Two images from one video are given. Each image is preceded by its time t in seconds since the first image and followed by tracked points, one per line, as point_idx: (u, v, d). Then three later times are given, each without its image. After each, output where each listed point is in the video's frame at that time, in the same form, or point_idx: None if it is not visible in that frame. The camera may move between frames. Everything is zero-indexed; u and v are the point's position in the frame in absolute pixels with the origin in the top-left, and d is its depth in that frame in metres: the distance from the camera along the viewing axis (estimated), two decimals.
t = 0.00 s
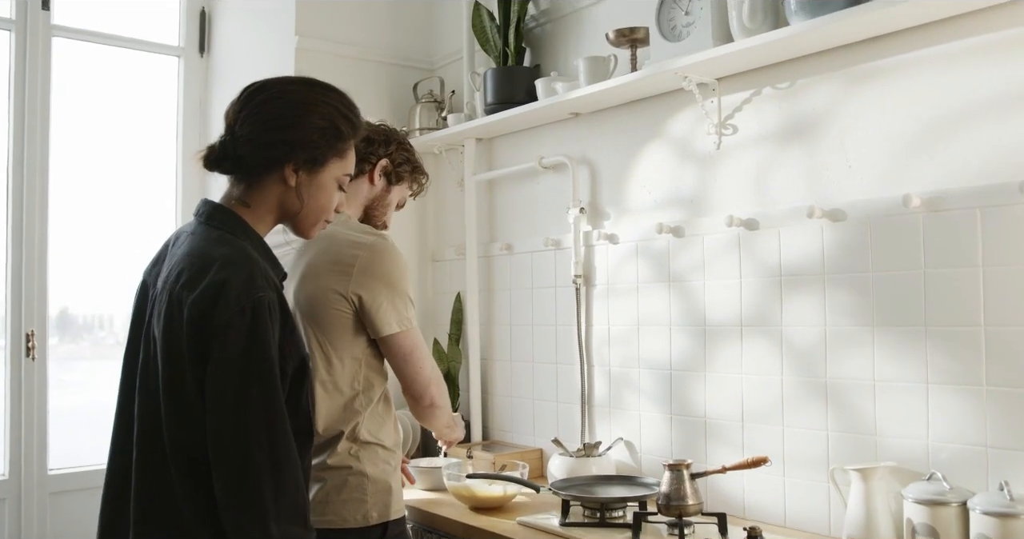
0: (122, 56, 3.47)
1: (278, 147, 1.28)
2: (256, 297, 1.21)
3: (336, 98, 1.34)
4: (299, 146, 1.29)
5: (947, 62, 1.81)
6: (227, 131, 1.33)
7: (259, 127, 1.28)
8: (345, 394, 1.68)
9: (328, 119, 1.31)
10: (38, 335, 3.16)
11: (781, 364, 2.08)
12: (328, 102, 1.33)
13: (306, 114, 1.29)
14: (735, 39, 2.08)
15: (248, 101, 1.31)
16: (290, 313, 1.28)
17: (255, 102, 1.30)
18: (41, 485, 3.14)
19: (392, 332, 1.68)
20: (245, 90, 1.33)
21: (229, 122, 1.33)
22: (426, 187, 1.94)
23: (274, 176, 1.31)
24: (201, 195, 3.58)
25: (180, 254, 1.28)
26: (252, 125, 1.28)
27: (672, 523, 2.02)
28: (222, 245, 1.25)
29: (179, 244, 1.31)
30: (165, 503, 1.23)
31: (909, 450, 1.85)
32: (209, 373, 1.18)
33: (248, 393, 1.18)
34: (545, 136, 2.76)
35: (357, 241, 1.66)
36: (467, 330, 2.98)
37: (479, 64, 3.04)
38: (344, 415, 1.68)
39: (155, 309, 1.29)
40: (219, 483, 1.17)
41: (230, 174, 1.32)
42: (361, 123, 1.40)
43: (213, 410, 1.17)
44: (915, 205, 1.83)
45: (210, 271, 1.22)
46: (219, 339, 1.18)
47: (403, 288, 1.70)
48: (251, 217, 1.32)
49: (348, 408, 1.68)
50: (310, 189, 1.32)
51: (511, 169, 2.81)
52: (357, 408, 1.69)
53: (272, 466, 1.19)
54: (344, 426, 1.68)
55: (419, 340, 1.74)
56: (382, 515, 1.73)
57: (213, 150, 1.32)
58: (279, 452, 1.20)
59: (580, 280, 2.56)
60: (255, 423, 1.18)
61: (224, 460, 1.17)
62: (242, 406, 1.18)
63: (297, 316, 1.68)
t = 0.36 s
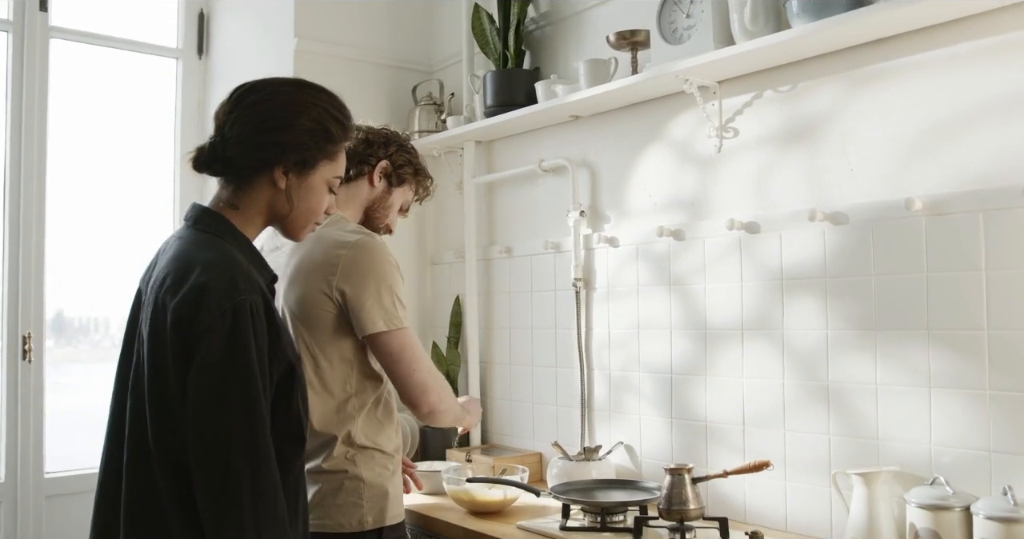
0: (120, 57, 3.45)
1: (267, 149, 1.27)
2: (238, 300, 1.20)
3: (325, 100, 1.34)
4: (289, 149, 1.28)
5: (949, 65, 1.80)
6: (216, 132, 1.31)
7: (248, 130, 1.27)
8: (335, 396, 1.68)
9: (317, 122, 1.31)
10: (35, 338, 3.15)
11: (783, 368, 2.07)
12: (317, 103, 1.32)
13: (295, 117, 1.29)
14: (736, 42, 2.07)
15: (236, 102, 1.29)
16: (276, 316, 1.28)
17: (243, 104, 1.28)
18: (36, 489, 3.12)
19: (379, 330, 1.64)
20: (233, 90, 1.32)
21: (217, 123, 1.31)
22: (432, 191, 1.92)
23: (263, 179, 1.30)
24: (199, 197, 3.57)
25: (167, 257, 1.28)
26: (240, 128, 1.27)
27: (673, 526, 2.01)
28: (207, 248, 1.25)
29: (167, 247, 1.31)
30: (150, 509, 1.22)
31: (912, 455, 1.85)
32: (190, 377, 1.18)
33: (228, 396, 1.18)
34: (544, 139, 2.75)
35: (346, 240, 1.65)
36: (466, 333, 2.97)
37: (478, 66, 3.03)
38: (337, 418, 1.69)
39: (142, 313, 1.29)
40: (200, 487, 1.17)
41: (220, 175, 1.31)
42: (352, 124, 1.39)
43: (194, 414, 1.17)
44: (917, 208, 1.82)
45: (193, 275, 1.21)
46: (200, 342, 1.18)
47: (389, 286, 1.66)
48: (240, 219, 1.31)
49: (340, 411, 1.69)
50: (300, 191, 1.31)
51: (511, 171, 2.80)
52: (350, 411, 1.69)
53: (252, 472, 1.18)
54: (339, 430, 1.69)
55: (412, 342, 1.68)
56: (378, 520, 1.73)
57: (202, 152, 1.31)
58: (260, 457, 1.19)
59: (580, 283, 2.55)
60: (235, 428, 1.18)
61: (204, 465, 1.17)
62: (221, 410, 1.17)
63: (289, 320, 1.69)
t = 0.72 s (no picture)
0: (125, 58, 3.45)
1: (268, 156, 1.26)
2: (232, 299, 1.20)
3: (324, 100, 1.33)
4: (289, 154, 1.27)
5: (959, 69, 1.80)
6: (214, 137, 1.30)
7: (247, 135, 1.26)
8: (333, 400, 1.69)
9: (316, 123, 1.30)
10: (39, 338, 3.15)
11: (789, 373, 2.06)
12: (315, 105, 1.30)
13: (294, 119, 1.28)
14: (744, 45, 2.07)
15: (234, 106, 1.28)
16: (270, 317, 1.28)
17: (241, 109, 1.27)
18: (39, 489, 3.11)
19: (368, 324, 1.59)
20: (229, 93, 1.30)
21: (215, 127, 1.30)
22: (442, 196, 1.91)
23: (265, 185, 1.29)
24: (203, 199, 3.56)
25: (168, 254, 1.28)
26: (238, 133, 1.26)
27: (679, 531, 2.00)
28: (206, 247, 1.25)
29: (168, 245, 1.32)
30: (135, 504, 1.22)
31: (920, 461, 1.84)
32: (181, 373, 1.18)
33: (217, 394, 1.17)
34: (550, 142, 2.75)
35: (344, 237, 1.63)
36: (470, 336, 2.97)
37: (484, 69, 3.03)
38: (338, 420, 1.69)
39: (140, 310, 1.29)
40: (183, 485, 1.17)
41: (221, 182, 1.31)
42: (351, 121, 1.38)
43: (182, 411, 1.17)
44: (926, 212, 1.82)
45: (189, 272, 1.22)
46: (193, 339, 1.18)
47: (381, 280, 1.62)
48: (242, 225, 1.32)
49: (341, 412, 1.69)
50: (302, 194, 1.31)
51: (516, 174, 2.80)
52: (350, 414, 1.70)
53: (236, 472, 1.17)
54: (342, 434, 1.69)
55: (406, 338, 1.62)
56: (382, 524, 1.72)
57: (202, 158, 1.30)
58: (244, 457, 1.18)
59: (585, 287, 2.54)
60: (222, 427, 1.17)
61: (189, 463, 1.16)
62: (209, 408, 1.17)
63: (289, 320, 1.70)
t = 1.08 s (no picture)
0: (135, 58, 3.46)
1: (282, 181, 1.29)
2: (232, 295, 1.21)
3: (335, 115, 1.32)
4: (303, 179, 1.29)
5: (972, 70, 1.79)
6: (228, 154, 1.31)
7: (259, 161, 1.27)
8: (339, 399, 1.70)
9: (326, 142, 1.30)
10: (48, 337, 3.16)
11: (801, 375, 2.06)
12: (325, 123, 1.30)
13: (306, 142, 1.28)
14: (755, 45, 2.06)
15: (243, 128, 1.28)
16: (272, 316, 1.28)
17: (251, 133, 1.27)
18: (48, 488, 3.12)
19: (371, 320, 1.59)
20: (238, 112, 1.30)
21: (227, 143, 1.31)
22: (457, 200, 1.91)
23: (281, 204, 1.32)
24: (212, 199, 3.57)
25: (177, 250, 1.30)
26: (250, 157, 1.28)
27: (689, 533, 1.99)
28: (211, 243, 1.27)
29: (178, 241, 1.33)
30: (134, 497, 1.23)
31: (933, 463, 1.83)
32: (179, 366, 1.19)
33: (214, 388, 1.18)
34: (560, 142, 2.74)
35: (355, 236, 1.63)
36: (479, 336, 2.96)
37: (493, 70, 3.03)
38: (344, 420, 1.70)
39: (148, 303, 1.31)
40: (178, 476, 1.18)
41: (236, 199, 1.33)
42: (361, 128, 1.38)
43: (179, 403, 1.18)
44: (939, 213, 1.81)
45: (194, 268, 1.23)
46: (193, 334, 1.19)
47: (383, 274, 1.61)
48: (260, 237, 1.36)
49: (348, 411, 1.70)
50: (318, 211, 1.34)
51: (526, 175, 2.80)
52: (356, 414, 1.70)
53: (229, 465, 1.18)
54: (348, 434, 1.69)
55: (410, 332, 1.61)
56: (389, 526, 1.71)
57: (217, 177, 1.32)
58: (238, 452, 1.18)
59: (595, 287, 2.54)
60: (217, 420, 1.18)
61: (185, 453, 1.17)
62: (205, 402, 1.18)
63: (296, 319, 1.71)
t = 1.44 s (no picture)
0: (144, 53, 3.47)
1: (314, 189, 1.32)
2: (250, 298, 1.24)
3: (369, 124, 1.34)
4: (335, 188, 1.33)
5: (983, 63, 1.78)
6: (261, 157, 1.35)
7: (292, 170, 1.31)
8: (347, 393, 1.70)
9: (360, 152, 1.32)
10: (59, 332, 3.17)
11: (811, 368, 2.06)
12: (359, 134, 1.32)
13: (339, 152, 1.31)
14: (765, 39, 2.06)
15: (277, 135, 1.31)
16: (291, 322, 1.30)
17: (284, 142, 1.30)
18: (60, 482, 3.14)
19: (384, 318, 1.60)
20: (272, 118, 1.32)
21: (261, 146, 1.34)
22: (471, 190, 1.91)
23: (313, 208, 1.37)
24: (221, 194, 3.57)
25: (206, 247, 1.34)
26: (283, 165, 1.31)
27: (699, 527, 2.00)
28: (235, 245, 1.30)
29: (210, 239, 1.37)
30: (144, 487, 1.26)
31: (943, 457, 1.83)
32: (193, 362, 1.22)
33: (224, 388, 1.20)
34: (568, 136, 2.74)
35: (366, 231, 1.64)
36: (488, 331, 2.97)
37: (502, 64, 3.02)
38: (351, 413, 1.70)
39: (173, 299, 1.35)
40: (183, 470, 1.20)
41: (268, 200, 1.37)
42: (395, 134, 1.39)
43: (190, 398, 1.20)
44: (950, 207, 1.80)
45: (217, 268, 1.26)
46: (209, 333, 1.22)
47: (396, 271, 1.62)
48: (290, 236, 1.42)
49: (355, 406, 1.70)
50: (349, 216, 1.38)
51: (534, 169, 2.80)
52: (364, 407, 1.70)
53: (232, 466, 1.19)
54: (355, 429, 1.70)
55: (425, 329, 1.63)
56: (395, 523, 1.72)
57: (251, 175, 1.36)
58: (242, 453, 1.20)
59: (604, 281, 2.54)
60: (224, 420, 1.19)
61: (191, 449, 1.19)
62: (215, 400, 1.20)
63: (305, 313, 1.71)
